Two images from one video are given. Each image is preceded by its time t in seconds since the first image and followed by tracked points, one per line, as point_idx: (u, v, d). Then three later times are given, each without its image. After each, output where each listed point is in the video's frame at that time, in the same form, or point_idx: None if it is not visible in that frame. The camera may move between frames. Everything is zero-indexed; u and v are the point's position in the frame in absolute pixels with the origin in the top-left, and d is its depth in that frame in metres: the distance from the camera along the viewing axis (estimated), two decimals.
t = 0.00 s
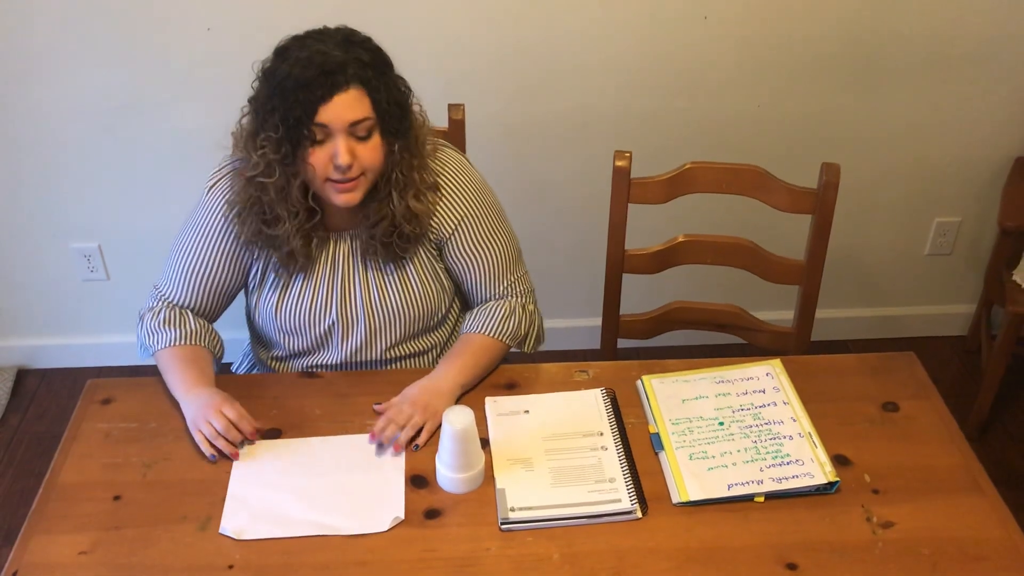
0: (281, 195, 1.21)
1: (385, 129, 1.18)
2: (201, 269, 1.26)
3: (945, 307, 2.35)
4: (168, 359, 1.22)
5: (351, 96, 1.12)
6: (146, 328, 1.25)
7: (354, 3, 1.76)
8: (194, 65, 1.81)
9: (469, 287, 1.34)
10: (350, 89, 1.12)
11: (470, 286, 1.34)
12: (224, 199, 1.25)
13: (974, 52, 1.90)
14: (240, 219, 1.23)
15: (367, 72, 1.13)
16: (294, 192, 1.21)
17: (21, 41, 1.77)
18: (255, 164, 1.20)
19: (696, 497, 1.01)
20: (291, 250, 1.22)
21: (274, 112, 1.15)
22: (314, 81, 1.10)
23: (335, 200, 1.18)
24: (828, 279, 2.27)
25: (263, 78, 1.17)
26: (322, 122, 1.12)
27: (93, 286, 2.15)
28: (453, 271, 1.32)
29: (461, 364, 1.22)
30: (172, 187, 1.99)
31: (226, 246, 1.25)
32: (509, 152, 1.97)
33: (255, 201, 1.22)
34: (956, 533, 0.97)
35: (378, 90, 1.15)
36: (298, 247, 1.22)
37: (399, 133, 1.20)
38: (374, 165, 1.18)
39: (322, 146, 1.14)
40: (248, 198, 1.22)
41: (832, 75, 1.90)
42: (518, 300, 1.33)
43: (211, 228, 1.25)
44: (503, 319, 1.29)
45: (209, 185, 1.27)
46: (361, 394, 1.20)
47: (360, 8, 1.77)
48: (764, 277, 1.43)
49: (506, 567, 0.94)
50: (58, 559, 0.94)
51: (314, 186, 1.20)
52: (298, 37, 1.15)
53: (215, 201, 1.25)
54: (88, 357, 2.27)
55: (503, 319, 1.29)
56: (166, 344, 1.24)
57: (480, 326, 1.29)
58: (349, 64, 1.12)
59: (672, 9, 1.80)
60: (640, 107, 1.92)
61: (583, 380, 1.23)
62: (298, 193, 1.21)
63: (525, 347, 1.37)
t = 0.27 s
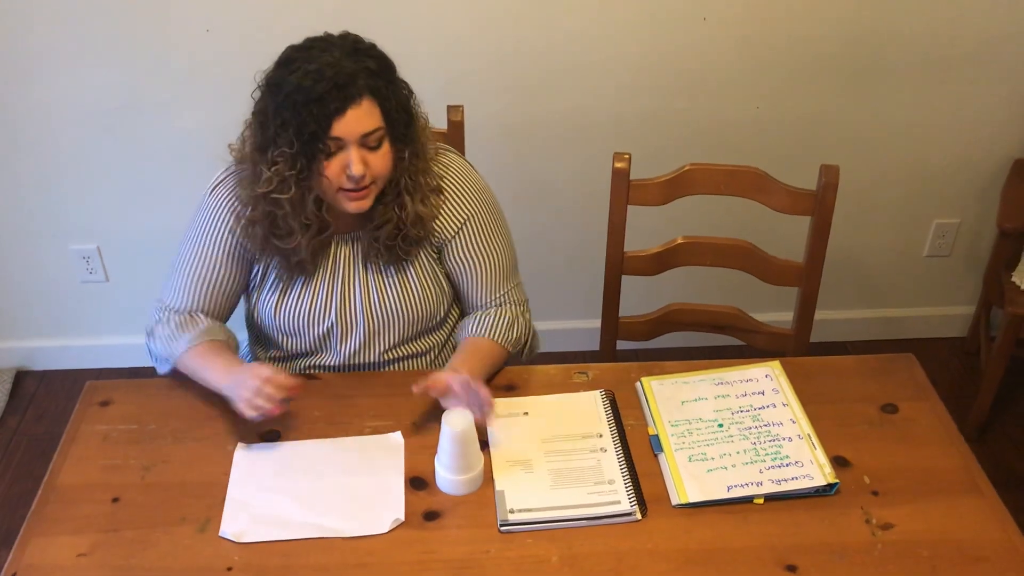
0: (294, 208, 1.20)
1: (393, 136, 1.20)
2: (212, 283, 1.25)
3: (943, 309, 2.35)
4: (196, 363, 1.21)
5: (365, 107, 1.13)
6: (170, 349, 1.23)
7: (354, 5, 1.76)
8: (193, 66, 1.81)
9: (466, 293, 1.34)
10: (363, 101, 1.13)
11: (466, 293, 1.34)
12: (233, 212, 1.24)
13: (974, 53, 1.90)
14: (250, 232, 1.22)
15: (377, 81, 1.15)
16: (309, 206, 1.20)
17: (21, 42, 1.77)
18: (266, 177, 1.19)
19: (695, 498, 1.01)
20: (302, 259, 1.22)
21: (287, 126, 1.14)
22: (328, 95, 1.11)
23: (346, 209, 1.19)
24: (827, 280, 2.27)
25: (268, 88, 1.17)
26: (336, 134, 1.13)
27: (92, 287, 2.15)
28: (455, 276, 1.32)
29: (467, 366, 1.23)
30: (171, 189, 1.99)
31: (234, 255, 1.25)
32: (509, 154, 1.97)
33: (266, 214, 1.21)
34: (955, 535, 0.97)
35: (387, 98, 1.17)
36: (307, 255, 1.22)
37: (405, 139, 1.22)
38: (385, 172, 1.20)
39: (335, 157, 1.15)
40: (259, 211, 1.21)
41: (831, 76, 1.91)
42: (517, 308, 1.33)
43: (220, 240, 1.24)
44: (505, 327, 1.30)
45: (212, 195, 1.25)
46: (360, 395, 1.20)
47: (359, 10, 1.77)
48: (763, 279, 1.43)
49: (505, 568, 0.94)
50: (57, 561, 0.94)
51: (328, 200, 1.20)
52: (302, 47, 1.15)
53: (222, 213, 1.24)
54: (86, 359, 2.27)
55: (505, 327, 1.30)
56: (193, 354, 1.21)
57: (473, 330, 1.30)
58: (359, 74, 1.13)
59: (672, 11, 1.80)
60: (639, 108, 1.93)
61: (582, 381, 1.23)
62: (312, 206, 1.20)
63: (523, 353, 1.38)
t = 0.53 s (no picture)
0: (309, 211, 1.18)
1: (403, 134, 1.20)
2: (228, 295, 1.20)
3: (941, 311, 2.35)
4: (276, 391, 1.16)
5: (377, 106, 1.13)
6: (240, 385, 1.16)
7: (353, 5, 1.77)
8: (192, 67, 1.81)
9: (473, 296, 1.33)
10: (375, 99, 1.13)
11: (474, 297, 1.33)
12: (245, 219, 1.20)
13: (972, 55, 1.90)
14: (263, 238, 1.19)
15: (387, 80, 1.14)
16: (325, 208, 1.19)
17: (20, 42, 1.77)
18: (279, 180, 1.17)
19: (693, 499, 1.01)
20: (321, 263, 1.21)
21: (299, 129, 1.13)
22: (342, 95, 1.10)
23: (360, 209, 1.20)
24: (826, 281, 2.28)
25: (277, 91, 1.15)
26: (351, 135, 1.13)
27: (91, 287, 2.15)
28: (465, 280, 1.32)
29: (472, 381, 1.19)
30: (170, 189, 1.99)
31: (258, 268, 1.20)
32: (508, 154, 1.97)
33: (281, 219, 1.19)
34: (953, 536, 0.97)
35: (397, 96, 1.16)
36: (324, 258, 1.21)
37: (414, 136, 1.23)
38: (397, 170, 1.20)
39: (348, 157, 1.15)
40: (274, 216, 1.19)
41: (830, 77, 1.91)
42: (517, 316, 1.31)
43: (235, 250, 1.19)
44: (508, 338, 1.26)
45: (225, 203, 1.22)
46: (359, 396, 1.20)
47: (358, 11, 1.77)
48: (761, 280, 1.43)
49: (504, 569, 0.94)
50: (55, 562, 0.94)
51: (344, 202, 1.20)
52: (310, 48, 1.14)
53: (235, 220, 1.20)
54: (84, 360, 2.27)
55: (509, 337, 1.26)
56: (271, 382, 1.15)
57: (474, 345, 1.26)
58: (370, 73, 1.13)
59: (671, 12, 1.80)
60: (638, 109, 1.93)
61: (581, 382, 1.23)
62: (329, 207, 1.19)
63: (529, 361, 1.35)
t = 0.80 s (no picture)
0: (326, 216, 1.18)
1: (417, 135, 1.19)
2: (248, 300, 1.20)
3: (941, 311, 2.35)
4: (320, 409, 1.14)
5: (392, 108, 1.12)
6: (282, 404, 1.14)
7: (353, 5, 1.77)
8: (192, 66, 1.81)
9: (484, 297, 1.33)
10: (390, 102, 1.12)
11: (485, 299, 1.33)
12: (265, 224, 1.20)
13: (972, 55, 1.90)
14: (281, 242, 1.19)
15: (402, 82, 1.13)
16: (342, 212, 1.19)
17: (19, 42, 1.77)
18: (296, 184, 1.17)
19: (693, 499, 1.01)
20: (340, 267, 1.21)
21: (315, 132, 1.12)
22: (358, 98, 1.10)
23: (374, 210, 1.20)
24: (825, 281, 2.28)
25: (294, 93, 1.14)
26: (367, 138, 1.12)
27: (91, 287, 2.15)
28: (479, 281, 1.32)
29: (472, 381, 1.19)
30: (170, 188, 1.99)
31: (278, 273, 1.20)
32: (508, 154, 1.97)
33: (299, 223, 1.18)
34: (953, 536, 0.97)
35: (412, 98, 1.15)
36: (343, 262, 1.21)
37: (427, 137, 1.21)
38: (411, 172, 1.19)
39: (364, 160, 1.14)
40: (292, 220, 1.18)
41: (830, 77, 1.91)
42: (522, 319, 1.31)
43: (255, 254, 1.19)
44: (512, 341, 1.26)
45: (246, 209, 1.22)
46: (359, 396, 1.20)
47: (358, 11, 1.77)
48: (761, 279, 1.43)
49: (503, 568, 0.94)
50: (55, 561, 0.94)
51: (359, 204, 1.20)
52: (326, 49, 1.13)
53: (256, 226, 1.20)
54: (83, 359, 2.26)
55: (513, 338, 1.27)
56: (313, 401, 1.14)
57: (479, 345, 1.25)
58: (385, 75, 1.11)
59: (671, 11, 1.80)
60: (638, 109, 1.93)
61: (580, 382, 1.23)
62: (346, 211, 1.19)
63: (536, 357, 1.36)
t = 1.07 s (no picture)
0: (334, 217, 1.18)
1: (428, 139, 1.18)
2: (254, 298, 1.20)
3: (941, 309, 2.35)
4: (314, 411, 1.13)
5: (403, 112, 1.12)
6: (274, 404, 1.14)
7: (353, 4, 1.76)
8: (192, 65, 1.81)
9: (491, 299, 1.33)
10: (401, 106, 1.11)
11: (491, 301, 1.33)
12: (273, 222, 1.20)
13: (972, 54, 1.90)
14: (289, 241, 1.18)
15: (415, 86, 1.13)
16: (350, 213, 1.18)
17: (19, 41, 1.77)
18: (305, 184, 1.16)
19: (692, 497, 1.01)
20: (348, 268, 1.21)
21: (325, 133, 1.12)
22: (369, 102, 1.09)
23: (380, 212, 1.19)
24: (825, 279, 2.28)
25: (307, 93, 1.14)
26: (376, 141, 1.11)
27: (90, 285, 2.14)
28: (486, 283, 1.32)
29: (471, 377, 1.19)
30: (169, 187, 1.99)
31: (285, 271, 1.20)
32: (507, 152, 1.97)
33: (307, 223, 1.18)
34: (953, 535, 0.97)
35: (424, 103, 1.15)
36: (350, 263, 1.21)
37: (439, 141, 1.21)
38: (420, 176, 1.19)
39: (373, 163, 1.13)
40: (301, 220, 1.18)
41: (830, 76, 1.91)
42: (525, 319, 1.31)
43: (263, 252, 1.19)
44: (513, 339, 1.26)
45: (255, 206, 1.22)
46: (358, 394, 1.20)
47: (358, 9, 1.77)
48: (761, 278, 1.43)
49: (503, 567, 0.94)
50: (54, 559, 0.94)
51: (368, 207, 1.19)
52: (340, 50, 1.13)
53: (265, 224, 1.20)
54: (83, 357, 2.26)
55: (515, 338, 1.26)
56: (306, 402, 1.14)
57: (479, 342, 1.26)
58: (398, 79, 1.11)
59: (671, 10, 1.80)
60: (638, 108, 1.93)
61: (580, 380, 1.23)
62: (354, 213, 1.19)
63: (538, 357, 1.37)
